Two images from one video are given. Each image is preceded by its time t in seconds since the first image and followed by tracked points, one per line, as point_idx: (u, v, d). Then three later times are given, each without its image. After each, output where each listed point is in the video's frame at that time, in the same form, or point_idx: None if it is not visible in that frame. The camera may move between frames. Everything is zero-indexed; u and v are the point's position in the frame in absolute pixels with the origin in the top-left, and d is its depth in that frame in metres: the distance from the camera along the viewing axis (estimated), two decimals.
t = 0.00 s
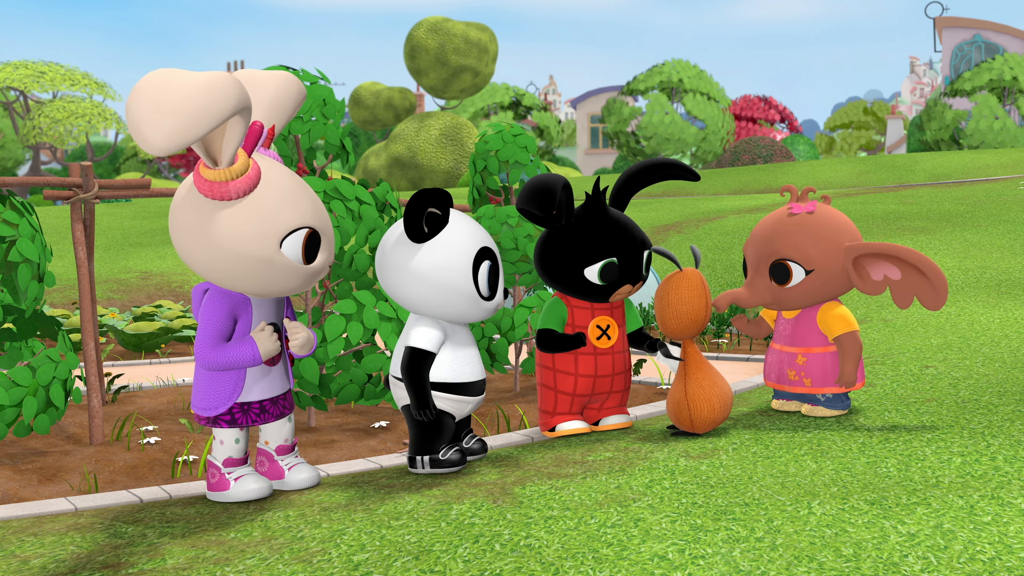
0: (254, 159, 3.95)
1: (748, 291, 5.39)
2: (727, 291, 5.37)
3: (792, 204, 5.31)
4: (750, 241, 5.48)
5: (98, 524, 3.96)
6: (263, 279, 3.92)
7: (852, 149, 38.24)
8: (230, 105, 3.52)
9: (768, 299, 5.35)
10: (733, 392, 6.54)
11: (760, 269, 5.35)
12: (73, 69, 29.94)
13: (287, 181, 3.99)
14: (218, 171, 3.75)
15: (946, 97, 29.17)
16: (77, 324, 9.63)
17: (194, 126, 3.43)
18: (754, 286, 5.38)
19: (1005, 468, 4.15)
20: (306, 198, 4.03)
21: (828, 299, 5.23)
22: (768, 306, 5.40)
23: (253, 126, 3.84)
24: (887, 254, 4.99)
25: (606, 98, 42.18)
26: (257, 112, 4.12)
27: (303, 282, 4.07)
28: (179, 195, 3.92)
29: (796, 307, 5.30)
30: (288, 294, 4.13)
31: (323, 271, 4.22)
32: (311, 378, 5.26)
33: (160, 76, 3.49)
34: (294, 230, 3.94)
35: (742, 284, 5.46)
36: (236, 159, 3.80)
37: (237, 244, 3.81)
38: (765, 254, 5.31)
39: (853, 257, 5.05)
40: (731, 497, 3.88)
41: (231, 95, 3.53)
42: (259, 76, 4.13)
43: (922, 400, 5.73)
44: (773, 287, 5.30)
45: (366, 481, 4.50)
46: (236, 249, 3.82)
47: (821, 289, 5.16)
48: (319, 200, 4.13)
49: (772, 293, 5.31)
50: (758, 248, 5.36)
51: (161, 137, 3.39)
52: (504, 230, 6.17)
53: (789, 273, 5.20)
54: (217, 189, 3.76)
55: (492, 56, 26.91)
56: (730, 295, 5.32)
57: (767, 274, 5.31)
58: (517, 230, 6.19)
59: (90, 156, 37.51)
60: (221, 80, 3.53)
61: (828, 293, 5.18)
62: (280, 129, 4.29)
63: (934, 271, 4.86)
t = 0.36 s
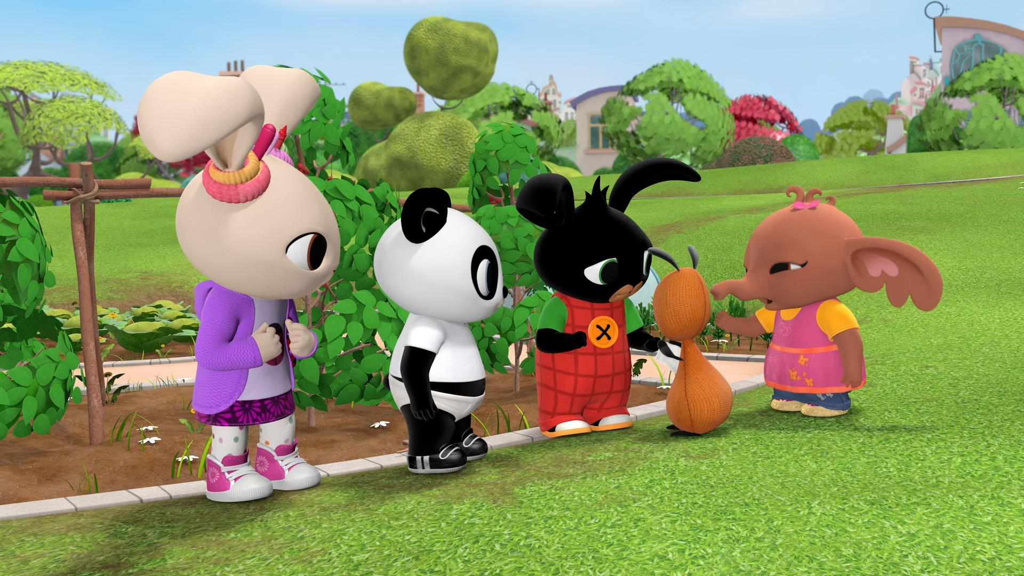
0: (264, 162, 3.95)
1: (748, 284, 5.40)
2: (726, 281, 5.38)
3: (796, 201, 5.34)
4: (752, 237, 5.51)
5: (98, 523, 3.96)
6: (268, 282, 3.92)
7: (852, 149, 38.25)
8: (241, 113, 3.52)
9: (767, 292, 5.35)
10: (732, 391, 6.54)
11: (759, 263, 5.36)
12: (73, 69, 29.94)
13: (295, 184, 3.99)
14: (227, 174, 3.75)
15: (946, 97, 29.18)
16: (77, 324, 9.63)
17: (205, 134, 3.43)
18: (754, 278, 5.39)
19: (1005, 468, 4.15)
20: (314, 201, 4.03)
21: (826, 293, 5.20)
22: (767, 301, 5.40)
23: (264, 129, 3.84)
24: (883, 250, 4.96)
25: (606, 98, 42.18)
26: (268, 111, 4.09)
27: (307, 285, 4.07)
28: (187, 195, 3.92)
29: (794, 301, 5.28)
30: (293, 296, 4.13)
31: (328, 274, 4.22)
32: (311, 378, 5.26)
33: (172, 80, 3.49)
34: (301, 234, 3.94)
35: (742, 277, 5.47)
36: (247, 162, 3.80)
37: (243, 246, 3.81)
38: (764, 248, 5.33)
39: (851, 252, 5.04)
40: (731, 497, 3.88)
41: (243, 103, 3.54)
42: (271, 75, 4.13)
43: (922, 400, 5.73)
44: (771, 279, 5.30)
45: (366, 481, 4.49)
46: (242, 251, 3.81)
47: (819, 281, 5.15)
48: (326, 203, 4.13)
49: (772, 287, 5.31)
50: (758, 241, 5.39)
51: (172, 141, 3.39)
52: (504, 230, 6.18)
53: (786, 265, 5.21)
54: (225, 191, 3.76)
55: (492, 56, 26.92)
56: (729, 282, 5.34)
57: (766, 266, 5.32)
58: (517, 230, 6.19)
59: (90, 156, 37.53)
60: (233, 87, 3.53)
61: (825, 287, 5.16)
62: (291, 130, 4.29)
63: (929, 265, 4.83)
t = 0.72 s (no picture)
0: (267, 163, 3.94)
1: (744, 286, 5.40)
2: (721, 283, 5.38)
3: (788, 202, 5.36)
4: (747, 239, 5.52)
5: (98, 523, 3.96)
6: (269, 283, 3.92)
7: (852, 149, 38.24)
8: (245, 115, 3.52)
9: (763, 293, 5.34)
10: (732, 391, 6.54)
11: (755, 264, 5.37)
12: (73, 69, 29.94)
13: (298, 185, 3.99)
14: (230, 174, 3.75)
15: (946, 97, 29.17)
16: (77, 324, 9.63)
17: (209, 134, 3.43)
18: (750, 280, 5.39)
19: (1005, 468, 4.15)
20: (316, 202, 4.03)
21: (824, 292, 5.20)
22: (763, 302, 5.40)
23: (267, 131, 3.84)
24: (876, 244, 4.97)
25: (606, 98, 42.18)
26: (272, 112, 4.09)
27: (309, 286, 4.07)
28: (191, 194, 3.92)
29: (791, 301, 5.28)
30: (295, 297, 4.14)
31: (330, 275, 4.22)
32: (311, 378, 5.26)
33: (179, 80, 3.49)
34: (303, 235, 3.94)
35: (739, 279, 5.47)
36: (251, 162, 3.80)
37: (246, 246, 3.81)
38: (759, 249, 5.34)
39: (846, 248, 5.06)
40: (731, 497, 3.88)
41: (250, 103, 3.56)
42: (274, 76, 4.13)
43: (922, 400, 5.73)
44: (767, 280, 5.30)
45: (366, 481, 4.49)
46: (245, 251, 3.81)
47: (815, 280, 5.14)
48: (329, 204, 4.13)
49: (768, 287, 5.31)
50: (753, 243, 5.40)
51: (179, 140, 3.39)
52: (504, 230, 6.18)
53: (781, 265, 5.21)
54: (229, 192, 3.76)
55: (492, 56, 26.92)
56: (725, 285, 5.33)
57: (761, 267, 5.32)
58: (517, 230, 6.19)
59: (90, 156, 37.54)
60: (239, 90, 3.53)
61: (822, 285, 5.16)
62: (294, 131, 4.28)
63: (924, 256, 4.84)
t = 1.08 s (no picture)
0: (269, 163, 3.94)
1: (744, 285, 5.37)
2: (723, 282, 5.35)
3: (788, 201, 5.34)
4: (747, 239, 5.50)
5: (98, 523, 3.96)
6: (269, 283, 3.92)
7: (852, 149, 38.25)
8: (246, 115, 3.53)
9: (763, 292, 5.32)
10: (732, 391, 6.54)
11: (756, 263, 5.35)
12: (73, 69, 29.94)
13: (299, 185, 3.99)
14: (231, 174, 3.75)
15: (946, 97, 29.17)
16: (77, 324, 9.63)
17: (210, 133, 3.43)
18: (751, 279, 5.37)
19: (1005, 468, 4.15)
20: (317, 202, 4.03)
21: (825, 292, 5.20)
22: (762, 300, 5.38)
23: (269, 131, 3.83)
24: (878, 243, 4.98)
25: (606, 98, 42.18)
26: (273, 113, 4.09)
27: (309, 287, 4.07)
28: (192, 194, 3.92)
29: (793, 300, 5.27)
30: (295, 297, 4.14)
31: (331, 275, 4.21)
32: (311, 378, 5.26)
33: (180, 79, 3.49)
34: (304, 235, 3.94)
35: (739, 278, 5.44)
36: (252, 162, 3.80)
37: (246, 246, 3.81)
38: (760, 247, 5.32)
39: (848, 247, 5.06)
40: (731, 497, 3.88)
41: (250, 103, 3.56)
42: (277, 77, 4.13)
43: (922, 400, 5.73)
44: (768, 279, 5.29)
45: (366, 481, 4.49)
46: (245, 251, 3.81)
47: (817, 278, 5.15)
48: (330, 204, 4.13)
49: (768, 286, 5.29)
50: (753, 242, 5.38)
51: (179, 139, 3.39)
52: (504, 230, 6.18)
53: (782, 264, 5.21)
54: (230, 191, 3.76)
55: (492, 56, 26.91)
56: (727, 284, 5.30)
57: (762, 266, 5.31)
58: (517, 230, 6.19)
59: (90, 156, 37.55)
60: (240, 89, 3.54)
61: (822, 284, 5.17)
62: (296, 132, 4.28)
63: (928, 255, 4.85)
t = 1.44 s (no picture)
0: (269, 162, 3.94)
1: (744, 287, 5.40)
2: (721, 284, 5.37)
3: (787, 201, 5.34)
4: (746, 240, 5.52)
5: (98, 523, 3.96)
6: (269, 283, 3.92)
7: (852, 149, 38.25)
8: (241, 112, 3.52)
9: (763, 293, 5.34)
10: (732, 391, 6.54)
11: (755, 265, 5.36)
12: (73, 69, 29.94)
13: (298, 185, 3.99)
14: (230, 173, 3.75)
15: (946, 97, 29.16)
16: (77, 324, 9.63)
17: (205, 132, 3.42)
18: (750, 281, 5.39)
19: (1005, 468, 4.15)
20: (317, 202, 4.03)
21: (824, 292, 5.20)
22: (762, 301, 5.40)
23: (269, 131, 3.83)
24: (876, 243, 4.98)
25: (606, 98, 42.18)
26: (273, 113, 4.09)
27: (309, 287, 4.07)
28: (191, 193, 3.92)
29: (792, 301, 5.28)
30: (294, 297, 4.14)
31: (331, 275, 4.22)
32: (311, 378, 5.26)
33: (177, 78, 3.49)
34: (303, 234, 3.94)
35: (739, 280, 5.46)
36: (251, 162, 3.80)
37: (245, 246, 3.81)
38: (760, 248, 5.34)
39: (845, 247, 5.06)
40: (731, 497, 3.88)
41: (247, 101, 3.55)
42: (278, 77, 4.13)
43: (922, 400, 5.73)
44: (767, 280, 5.30)
45: (366, 481, 4.49)
46: (244, 250, 3.81)
47: (815, 279, 5.14)
48: (330, 204, 4.13)
49: (768, 287, 5.31)
50: (753, 244, 5.40)
51: (175, 138, 3.39)
52: (504, 230, 6.18)
53: (780, 265, 5.22)
54: (229, 190, 3.76)
55: (492, 56, 26.91)
56: (725, 286, 5.32)
57: (761, 268, 5.33)
58: (517, 230, 6.19)
59: (90, 156, 37.55)
60: (235, 87, 3.52)
61: (821, 285, 5.16)
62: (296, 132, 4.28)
63: (925, 255, 4.85)
